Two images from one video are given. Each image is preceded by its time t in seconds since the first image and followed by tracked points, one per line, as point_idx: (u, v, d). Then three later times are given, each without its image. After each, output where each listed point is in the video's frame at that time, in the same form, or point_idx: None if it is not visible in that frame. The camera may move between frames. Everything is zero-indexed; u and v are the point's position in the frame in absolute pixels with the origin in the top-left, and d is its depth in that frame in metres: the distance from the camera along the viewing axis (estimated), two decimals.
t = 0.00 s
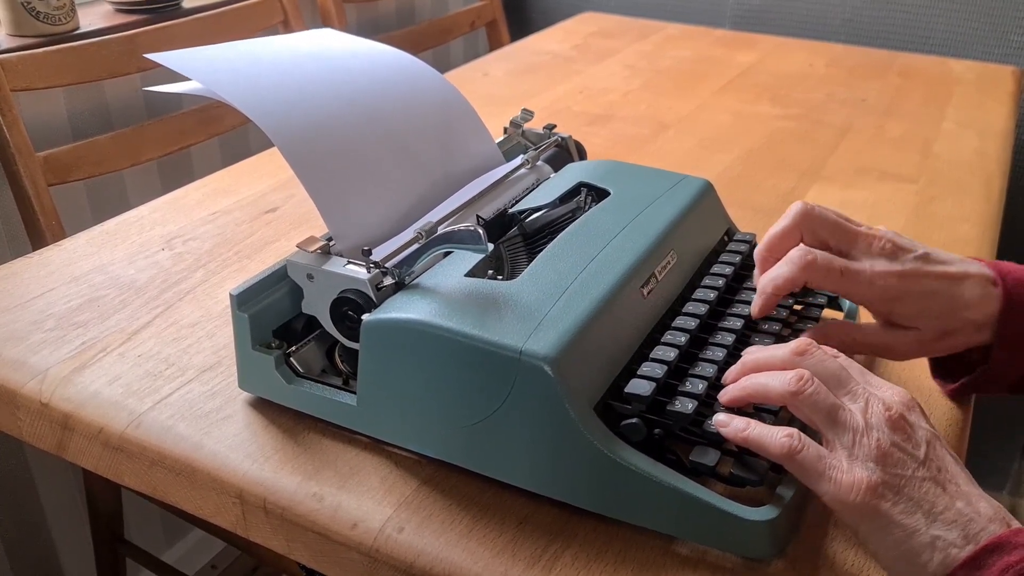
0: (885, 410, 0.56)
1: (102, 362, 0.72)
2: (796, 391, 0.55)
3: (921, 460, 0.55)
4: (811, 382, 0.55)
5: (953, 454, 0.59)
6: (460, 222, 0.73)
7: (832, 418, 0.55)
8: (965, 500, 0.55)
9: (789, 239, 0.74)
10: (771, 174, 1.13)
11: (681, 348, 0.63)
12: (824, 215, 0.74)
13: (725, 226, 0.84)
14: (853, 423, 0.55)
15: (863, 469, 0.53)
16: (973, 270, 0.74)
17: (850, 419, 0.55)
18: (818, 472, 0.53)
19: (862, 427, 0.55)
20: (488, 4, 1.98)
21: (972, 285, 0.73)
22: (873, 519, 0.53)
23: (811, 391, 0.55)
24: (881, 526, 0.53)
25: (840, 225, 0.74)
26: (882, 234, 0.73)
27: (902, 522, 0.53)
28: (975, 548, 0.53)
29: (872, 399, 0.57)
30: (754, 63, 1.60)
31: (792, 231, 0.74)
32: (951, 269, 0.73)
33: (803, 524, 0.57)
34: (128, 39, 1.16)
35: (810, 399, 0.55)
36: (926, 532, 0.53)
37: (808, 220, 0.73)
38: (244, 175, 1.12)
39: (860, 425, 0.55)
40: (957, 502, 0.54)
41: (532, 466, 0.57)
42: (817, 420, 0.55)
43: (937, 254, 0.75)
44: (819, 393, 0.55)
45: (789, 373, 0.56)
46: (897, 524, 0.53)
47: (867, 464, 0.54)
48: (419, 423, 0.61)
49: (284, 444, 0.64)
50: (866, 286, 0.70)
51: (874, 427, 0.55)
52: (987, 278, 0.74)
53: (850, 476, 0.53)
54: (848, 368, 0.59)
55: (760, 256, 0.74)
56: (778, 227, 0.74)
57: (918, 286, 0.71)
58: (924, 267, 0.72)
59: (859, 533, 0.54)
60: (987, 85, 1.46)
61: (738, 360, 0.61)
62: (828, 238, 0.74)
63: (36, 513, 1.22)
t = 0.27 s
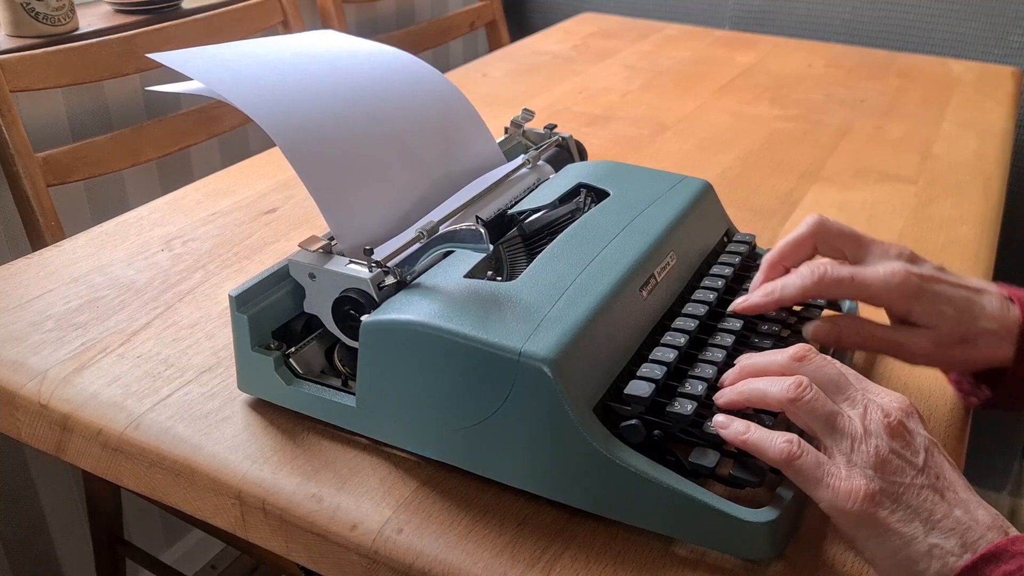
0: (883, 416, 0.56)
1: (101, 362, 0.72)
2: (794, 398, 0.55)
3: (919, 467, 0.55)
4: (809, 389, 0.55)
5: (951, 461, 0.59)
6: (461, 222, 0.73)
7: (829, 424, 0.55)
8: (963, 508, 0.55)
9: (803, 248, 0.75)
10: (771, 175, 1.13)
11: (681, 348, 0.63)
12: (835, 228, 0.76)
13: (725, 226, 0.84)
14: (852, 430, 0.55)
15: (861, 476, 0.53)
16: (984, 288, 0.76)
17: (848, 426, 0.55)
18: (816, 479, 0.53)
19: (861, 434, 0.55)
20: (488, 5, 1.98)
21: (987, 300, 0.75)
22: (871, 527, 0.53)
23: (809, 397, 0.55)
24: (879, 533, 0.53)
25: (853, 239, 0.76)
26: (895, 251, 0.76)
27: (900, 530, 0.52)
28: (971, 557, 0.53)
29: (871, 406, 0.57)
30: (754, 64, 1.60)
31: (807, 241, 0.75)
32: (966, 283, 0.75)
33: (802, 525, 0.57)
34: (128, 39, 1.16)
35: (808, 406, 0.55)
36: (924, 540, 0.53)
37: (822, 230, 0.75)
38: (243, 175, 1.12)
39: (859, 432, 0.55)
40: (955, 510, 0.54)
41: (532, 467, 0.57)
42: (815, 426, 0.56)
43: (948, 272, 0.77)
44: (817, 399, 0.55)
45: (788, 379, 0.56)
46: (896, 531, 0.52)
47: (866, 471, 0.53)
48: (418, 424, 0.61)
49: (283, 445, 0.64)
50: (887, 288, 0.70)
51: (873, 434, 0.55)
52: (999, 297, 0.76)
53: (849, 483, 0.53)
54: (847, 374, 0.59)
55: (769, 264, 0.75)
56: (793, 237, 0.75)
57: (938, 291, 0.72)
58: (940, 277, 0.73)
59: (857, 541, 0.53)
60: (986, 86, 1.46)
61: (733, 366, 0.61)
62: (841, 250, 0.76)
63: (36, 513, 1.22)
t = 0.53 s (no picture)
0: (871, 401, 0.57)
1: (102, 363, 0.72)
2: (786, 384, 0.54)
3: (910, 449, 0.56)
4: (800, 375, 0.55)
5: (942, 442, 0.59)
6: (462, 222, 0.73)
7: (822, 411, 0.55)
8: (956, 486, 0.55)
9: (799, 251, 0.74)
10: (771, 175, 1.13)
11: (681, 349, 0.63)
12: (837, 235, 0.74)
13: (725, 227, 0.84)
14: (844, 416, 0.55)
15: (857, 461, 0.53)
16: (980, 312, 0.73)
17: (839, 412, 0.55)
18: (814, 466, 0.53)
19: (852, 420, 0.55)
20: (488, 5, 1.98)
21: (979, 323, 0.72)
22: (870, 511, 0.53)
23: (801, 383, 0.55)
24: (879, 516, 0.53)
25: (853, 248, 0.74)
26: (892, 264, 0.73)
27: (898, 511, 0.53)
28: (968, 531, 0.53)
29: (857, 392, 0.58)
30: (754, 64, 1.60)
31: (803, 245, 0.74)
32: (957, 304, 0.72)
33: (802, 525, 0.57)
34: (129, 40, 1.16)
35: (801, 393, 0.55)
36: (922, 519, 0.53)
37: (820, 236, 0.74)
38: (244, 176, 1.12)
39: (850, 418, 0.55)
40: (949, 488, 0.55)
41: (532, 468, 0.57)
42: (808, 414, 0.55)
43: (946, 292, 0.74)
44: (808, 386, 0.55)
45: (778, 367, 0.56)
46: (894, 513, 0.53)
47: (861, 455, 0.54)
48: (419, 424, 0.61)
49: (284, 445, 0.64)
50: (869, 303, 0.68)
51: (863, 418, 0.56)
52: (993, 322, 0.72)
53: (846, 469, 0.53)
54: (833, 361, 0.59)
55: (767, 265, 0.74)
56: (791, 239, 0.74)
57: (925, 309, 0.69)
58: (931, 295, 0.71)
59: (857, 526, 0.53)
60: (986, 86, 1.47)
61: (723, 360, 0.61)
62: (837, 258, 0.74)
63: (36, 513, 1.22)
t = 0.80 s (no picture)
0: (886, 395, 0.56)
1: (103, 363, 0.72)
2: (793, 383, 0.55)
3: (922, 446, 0.55)
4: (808, 373, 0.56)
5: (953, 439, 0.58)
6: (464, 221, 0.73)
7: (831, 407, 0.55)
8: (966, 487, 0.55)
9: (828, 264, 0.73)
10: (771, 175, 1.13)
11: (682, 349, 0.63)
12: (867, 252, 0.75)
13: (725, 227, 0.84)
14: (854, 410, 0.55)
15: (867, 458, 0.53)
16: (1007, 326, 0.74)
17: (850, 406, 0.55)
18: (820, 463, 0.53)
19: (863, 414, 0.55)
20: (488, 5, 1.98)
21: (1008, 338, 0.72)
22: (877, 506, 0.53)
23: (808, 381, 0.55)
24: (885, 515, 0.53)
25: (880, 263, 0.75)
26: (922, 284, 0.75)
27: (905, 511, 0.53)
28: (975, 534, 0.53)
29: (873, 384, 0.56)
30: (754, 64, 1.60)
31: (835, 257, 0.73)
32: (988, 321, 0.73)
33: (802, 525, 0.57)
34: (129, 40, 1.17)
35: (807, 392, 0.55)
36: (929, 521, 0.53)
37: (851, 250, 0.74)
38: (244, 176, 1.12)
39: (860, 412, 0.55)
40: (959, 489, 0.54)
41: (533, 468, 0.57)
42: (816, 410, 0.55)
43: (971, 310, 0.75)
44: (817, 384, 0.55)
45: (786, 366, 0.56)
46: (901, 513, 0.53)
47: (872, 452, 0.53)
48: (419, 424, 0.61)
49: (284, 445, 0.64)
50: (907, 315, 0.69)
51: (876, 413, 0.55)
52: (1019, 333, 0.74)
53: (853, 466, 0.53)
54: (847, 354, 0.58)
55: (790, 275, 0.73)
56: (820, 251, 0.74)
57: (958, 326, 0.70)
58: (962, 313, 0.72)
59: (862, 521, 0.54)
60: (987, 87, 1.47)
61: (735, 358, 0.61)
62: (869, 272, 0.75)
63: (36, 513, 1.22)
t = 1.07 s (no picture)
0: (888, 370, 0.56)
1: (103, 362, 0.72)
2: (780, 377, 0.56)
3: (923, 422, 0.55)
4: (796, 368, 0.57)
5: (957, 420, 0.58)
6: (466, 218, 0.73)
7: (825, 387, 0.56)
8: (968, 465, 0.55)
9: (820, 276, 0.70)
10: (772, 175, 1.13)
11: (682, 348, 0.63)
12: (859, 259, 0.72)
13: (725, 225, 0.84)
14: (852, 388, 0.55)
15: (869, 430, 0.53)
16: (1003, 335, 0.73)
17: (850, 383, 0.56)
18: (823, 431, 0.53)
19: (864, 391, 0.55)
20: (488, 5, 1.98)
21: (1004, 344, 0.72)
22: (878, 477, 0.53)
23: (796, 374, 0.56)
24: (885, 487, 0.53)
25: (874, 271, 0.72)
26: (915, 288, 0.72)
27: (906, 485, 0.52)
28: (978, 509, 0.52)
29: (875, 360, 0.57)
30: (754, 64, 1.60)
31: (827, 269, 0.70)
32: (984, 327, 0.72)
33: (803, 524, 0.57)
34: (129, 39, 1.16)
35: (799, 380, 0.56)
36: (930, 496, 0.52)
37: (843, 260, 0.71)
38: (244, 175, 1.12)
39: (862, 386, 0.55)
40: (960, 466, 0.54)
41: (534, 467, 0.57)
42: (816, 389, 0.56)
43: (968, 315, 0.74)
44: (806, 372, 0.56)
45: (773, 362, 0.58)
46: (902, 486, 0.52)
47: (874, 425, 0.53)
48: (419, 422, 0.61)
49: (284, 444, 0.64)
50: (907, 317, 0.68)
51: (876, 388, 0.55)
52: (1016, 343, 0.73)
53: (856, 438, 0.53)
54: (848, 329, 0.59)
55: (786, 289, 0.70)
56: (812, 263, 0.71)
57: (957, 329, 0.69)
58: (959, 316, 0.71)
59: (864, 495, 0.53)
60: (987, 86, 1.46)
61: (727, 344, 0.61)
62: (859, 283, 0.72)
63: (36, 512, 1.22)
